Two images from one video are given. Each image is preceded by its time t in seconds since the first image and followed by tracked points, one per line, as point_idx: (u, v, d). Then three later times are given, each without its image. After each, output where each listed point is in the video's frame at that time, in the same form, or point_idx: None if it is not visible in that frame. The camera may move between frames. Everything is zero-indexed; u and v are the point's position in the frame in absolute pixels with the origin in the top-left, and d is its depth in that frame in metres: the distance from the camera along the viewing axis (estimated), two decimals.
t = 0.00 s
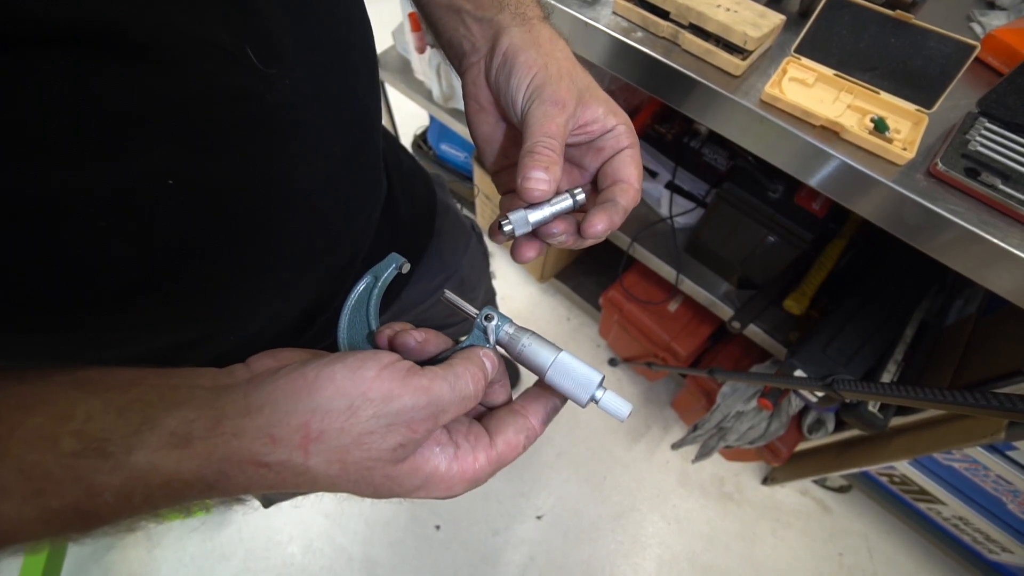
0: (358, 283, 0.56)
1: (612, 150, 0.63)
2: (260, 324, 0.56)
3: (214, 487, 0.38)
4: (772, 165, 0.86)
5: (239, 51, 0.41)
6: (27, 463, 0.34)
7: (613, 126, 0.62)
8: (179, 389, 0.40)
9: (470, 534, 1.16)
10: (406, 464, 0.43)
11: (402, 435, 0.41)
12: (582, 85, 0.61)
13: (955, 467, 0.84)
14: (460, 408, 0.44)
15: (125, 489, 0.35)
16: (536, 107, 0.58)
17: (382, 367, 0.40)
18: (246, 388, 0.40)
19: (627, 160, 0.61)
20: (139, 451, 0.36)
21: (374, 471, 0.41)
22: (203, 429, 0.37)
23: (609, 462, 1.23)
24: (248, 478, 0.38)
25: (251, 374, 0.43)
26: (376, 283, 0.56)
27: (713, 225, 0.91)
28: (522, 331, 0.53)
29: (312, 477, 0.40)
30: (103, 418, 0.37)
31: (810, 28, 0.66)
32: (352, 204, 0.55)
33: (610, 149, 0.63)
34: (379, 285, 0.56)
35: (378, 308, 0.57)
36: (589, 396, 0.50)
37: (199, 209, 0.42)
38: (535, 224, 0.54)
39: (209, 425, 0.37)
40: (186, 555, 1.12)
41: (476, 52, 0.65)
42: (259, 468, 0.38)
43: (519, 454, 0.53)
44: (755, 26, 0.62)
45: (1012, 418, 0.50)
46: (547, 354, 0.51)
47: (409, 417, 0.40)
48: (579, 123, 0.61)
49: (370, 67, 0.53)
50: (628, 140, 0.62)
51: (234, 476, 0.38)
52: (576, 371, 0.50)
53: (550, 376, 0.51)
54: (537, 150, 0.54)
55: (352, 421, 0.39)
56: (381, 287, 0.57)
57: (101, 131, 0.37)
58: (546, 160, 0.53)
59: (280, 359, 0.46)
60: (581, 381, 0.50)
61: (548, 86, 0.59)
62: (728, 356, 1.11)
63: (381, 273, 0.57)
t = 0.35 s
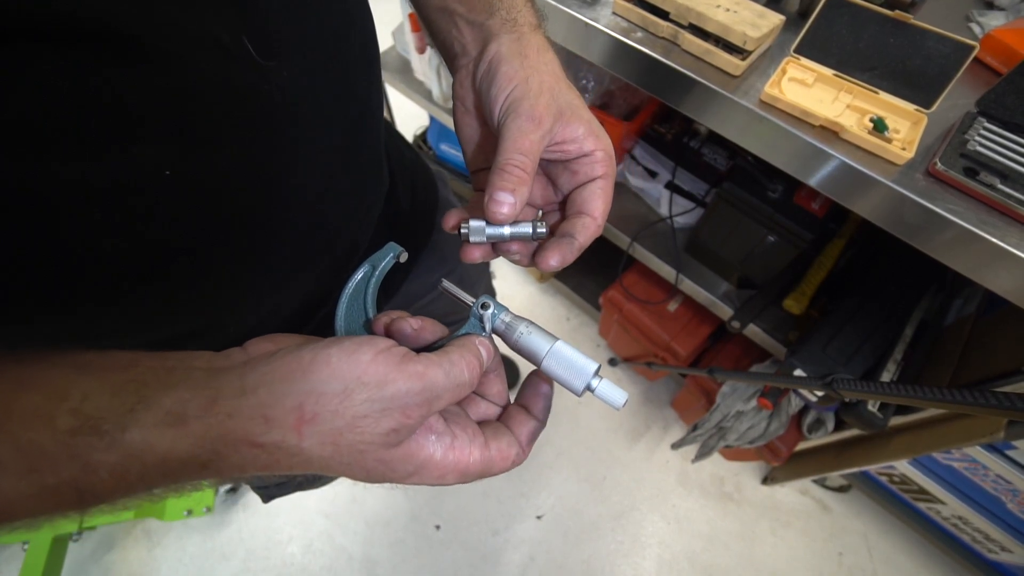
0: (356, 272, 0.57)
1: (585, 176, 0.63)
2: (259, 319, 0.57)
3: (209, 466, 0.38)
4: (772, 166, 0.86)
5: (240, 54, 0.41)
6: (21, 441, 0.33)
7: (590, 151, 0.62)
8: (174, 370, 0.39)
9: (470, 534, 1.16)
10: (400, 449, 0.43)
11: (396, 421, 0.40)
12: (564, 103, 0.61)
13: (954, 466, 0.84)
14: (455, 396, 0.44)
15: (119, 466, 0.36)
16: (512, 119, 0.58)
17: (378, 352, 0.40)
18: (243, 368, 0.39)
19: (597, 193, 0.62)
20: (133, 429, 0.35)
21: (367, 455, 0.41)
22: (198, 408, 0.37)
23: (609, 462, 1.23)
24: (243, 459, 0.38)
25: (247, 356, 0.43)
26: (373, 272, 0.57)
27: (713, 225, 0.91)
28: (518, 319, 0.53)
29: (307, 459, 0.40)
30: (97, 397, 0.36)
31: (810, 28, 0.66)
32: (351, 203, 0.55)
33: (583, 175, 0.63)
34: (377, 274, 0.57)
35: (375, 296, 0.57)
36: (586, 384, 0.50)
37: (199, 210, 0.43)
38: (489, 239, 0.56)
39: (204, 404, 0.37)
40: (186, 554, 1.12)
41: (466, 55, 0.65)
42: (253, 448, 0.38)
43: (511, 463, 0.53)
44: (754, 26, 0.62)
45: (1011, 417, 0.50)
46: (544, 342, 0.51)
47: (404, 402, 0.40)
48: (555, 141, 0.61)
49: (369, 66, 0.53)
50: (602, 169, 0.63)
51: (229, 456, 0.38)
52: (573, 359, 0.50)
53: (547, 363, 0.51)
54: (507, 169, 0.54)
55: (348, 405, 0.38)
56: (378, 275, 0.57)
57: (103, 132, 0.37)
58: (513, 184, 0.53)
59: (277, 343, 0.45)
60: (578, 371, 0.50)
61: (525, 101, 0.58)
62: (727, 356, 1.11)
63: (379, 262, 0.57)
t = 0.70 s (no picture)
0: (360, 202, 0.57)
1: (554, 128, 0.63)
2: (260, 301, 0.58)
3: (211, 353, 0.38)
4: (772, 166, 0.86)
5: (237, 64, 0.44)
6: (22, 326, 0.33)
7: (564, 101, 0.62)
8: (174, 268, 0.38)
9: (470, 533, 1.16)
10: (404, 340, 0.41)
11: (397, 307, 0.39)
12: (556, 38, 0.60)
13: (953, 466, 0.84)
14: (459, 296, 0.43)
15: (124, 350, 0.36)
16: (508, 37, 0.56)
17: (377, 241, 0.38)
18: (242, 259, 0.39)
19: (563, 146, 0.62)
20: (134, 314, 0.35)
21: (370, 343, 0.40)
22: (197, 294, 0.37)
23: (608, 461, 1.23)
24: (245, 346, 0.38)
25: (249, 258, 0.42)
26: (376, 202, 0.57)
27: (713, 225, 0.92)
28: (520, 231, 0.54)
29: (309, 349, 0.39)
30: (98, 285, 0.36)
31: (810, 28, 0.66)
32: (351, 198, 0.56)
33: (552, 125, 0.63)
34: (379, 204, 0.57)
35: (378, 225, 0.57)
36: (591, 288, 0.50)
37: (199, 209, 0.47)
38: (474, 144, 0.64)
39: (203, 291, 0.37)
40: (186, 553, 1.12)
41: None
42: (253, 335, 0.38)
43: (525, 361, 0.50)
44: (755, 26, 0.63)
45: (1014, 416, 0.50)
46: (546, 249, 0.52)
47: (405, 286, 0.39)
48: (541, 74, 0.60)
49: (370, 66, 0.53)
50: (571, 125, 0.63)
51: (231, 342, 0.38)
52: (577, 264, 0.51)
53: (552, 275, 0.52)
54: (509, 90, 0.54)
55: (349, 289, 0.37)
56: (381, 204, 0.58)
57: (104, 128, 0.40)
58: (510, 107, 0.54)
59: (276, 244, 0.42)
60: (582, 277, 0.50)
61: (523, 21, 0.57)
62: (727, 356, 1.11)
63: (382, 192, 0.58)
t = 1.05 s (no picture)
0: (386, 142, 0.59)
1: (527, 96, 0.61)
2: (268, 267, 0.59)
3: (247, 210, 0.42)
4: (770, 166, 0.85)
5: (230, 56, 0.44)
6: (93, 172, 0.38)
7: (542, 71, 0.61)
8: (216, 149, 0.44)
9: (470, 533, 1.16)
10: (412, 215, 0.42)
11: (407, 177, 0.41)
12: (535, 16, 0.61)
13: (952, 466, 0.85)
14: (466, 192, 0.45)
15: (176, 198, 0.40)
16: (486, 28, 0.58)
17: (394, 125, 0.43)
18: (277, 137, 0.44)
19: (530, 114, 0.59)
20: (187, 165, 0.40)
21: (382, 210, 0.42)
22: (240, 154, 0.42)
23: (608, 461, 1.24)
24: (276, 208, 0.42)
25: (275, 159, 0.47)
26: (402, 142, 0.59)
27: (712, 225, 0.92)
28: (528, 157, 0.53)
29: (331, 214, 0.42)
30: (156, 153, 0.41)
31: (807, 29, 0.66)
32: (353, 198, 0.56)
33: (526, 93, 0.61)
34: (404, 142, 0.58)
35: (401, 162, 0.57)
36: (587, 200, 0.48)
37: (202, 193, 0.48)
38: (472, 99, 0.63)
39: (244, 153, 0.42)
40: (185, 552, 1.12)
41: None
42: (283, 193, 0.41)
43: (521, 280, 0.50)
44: (752, 28, 0.63)
45: (1011, 414, 0.51)
46: (549, 170, 0.50)
47: (416, 159, 0.42)
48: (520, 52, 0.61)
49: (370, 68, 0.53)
50: (545, 93, 0.61)
51: (263, 199, 0.41)
52: (575, 180, 0.49)
53: (553, 192, 0.50)
54: (488, 77, 0.54)
55: (367, 155, 0.41)
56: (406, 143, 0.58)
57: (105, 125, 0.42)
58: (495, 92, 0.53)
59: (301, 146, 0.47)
60: (578, 190, 0.48)
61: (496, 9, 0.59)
62: (726, 355, 1.11)
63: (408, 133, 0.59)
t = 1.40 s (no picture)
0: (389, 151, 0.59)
1: (540, 106, 0.62)
2: (270, 272, 0.59)
3: (266, 214, 0.42)
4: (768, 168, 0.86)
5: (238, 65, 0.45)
6: (121, 178, 0.38)
7: (553, 82, 0.61)
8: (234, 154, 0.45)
9: (470, 537, 1.16)
10: (417, 221, 0.43)
11: (412, 186, 0.42)
12: (546, 28, 0.61)
13: (951, 466, 0.85)
14: (468, 203, 0.45)
15: (200, 201, 0.40)
16: (495, 41, 0.58)
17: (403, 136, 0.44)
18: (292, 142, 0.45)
19: (541, 125, 0.60)
20: (210, 169, 0.41)
21: (389, 214, 0.42)
22: (260, 158, 0.42)
23: (608, 464, 1.24)
24: (291, 211, 0.42)
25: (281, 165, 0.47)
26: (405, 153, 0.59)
27: (709, 228, 0.93)
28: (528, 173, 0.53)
29: (342, 218, 0.42)
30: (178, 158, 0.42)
31: (802, 33, 0.67)
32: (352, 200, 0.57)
33: (539, 104, 0.62)
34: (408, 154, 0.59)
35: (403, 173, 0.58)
36: (580, 219, 0.48)
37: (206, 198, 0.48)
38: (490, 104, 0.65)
39: (264, 157, 0.42)
40: (185, 558, 1.12)
41: None
42: (297, 197, 0.42)
43: (517, 289, 0.50)
44: (748, 31, 0.64)
45: (1009, 414, 0.51)
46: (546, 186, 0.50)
47: (422, 168, 0.42)
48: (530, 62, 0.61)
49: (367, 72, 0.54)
50: (558, 105, 0.61)
51: (279, 203, 0.42)
52: (569, 198, 0.48)
53: (549, 209, 0.50)
54: (493, 92, 0.55)
55: (377, 163, 0.42)
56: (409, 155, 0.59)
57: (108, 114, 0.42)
58: (502, 104, 0.55)
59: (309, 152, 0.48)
60: (572, 208, 0.48)
61: (506, 21, 0.58)
62: (724, 357, 1.12)
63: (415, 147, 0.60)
